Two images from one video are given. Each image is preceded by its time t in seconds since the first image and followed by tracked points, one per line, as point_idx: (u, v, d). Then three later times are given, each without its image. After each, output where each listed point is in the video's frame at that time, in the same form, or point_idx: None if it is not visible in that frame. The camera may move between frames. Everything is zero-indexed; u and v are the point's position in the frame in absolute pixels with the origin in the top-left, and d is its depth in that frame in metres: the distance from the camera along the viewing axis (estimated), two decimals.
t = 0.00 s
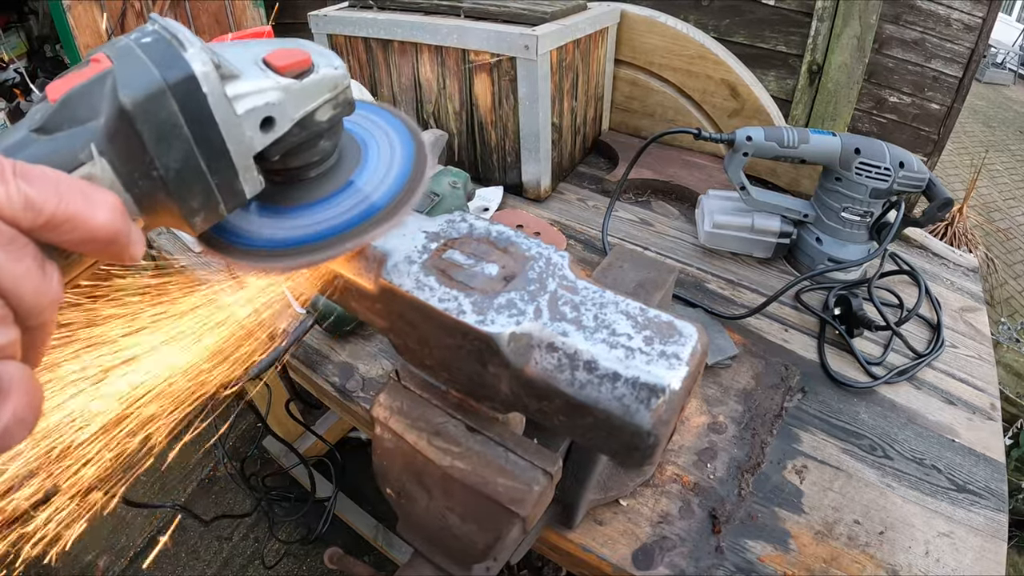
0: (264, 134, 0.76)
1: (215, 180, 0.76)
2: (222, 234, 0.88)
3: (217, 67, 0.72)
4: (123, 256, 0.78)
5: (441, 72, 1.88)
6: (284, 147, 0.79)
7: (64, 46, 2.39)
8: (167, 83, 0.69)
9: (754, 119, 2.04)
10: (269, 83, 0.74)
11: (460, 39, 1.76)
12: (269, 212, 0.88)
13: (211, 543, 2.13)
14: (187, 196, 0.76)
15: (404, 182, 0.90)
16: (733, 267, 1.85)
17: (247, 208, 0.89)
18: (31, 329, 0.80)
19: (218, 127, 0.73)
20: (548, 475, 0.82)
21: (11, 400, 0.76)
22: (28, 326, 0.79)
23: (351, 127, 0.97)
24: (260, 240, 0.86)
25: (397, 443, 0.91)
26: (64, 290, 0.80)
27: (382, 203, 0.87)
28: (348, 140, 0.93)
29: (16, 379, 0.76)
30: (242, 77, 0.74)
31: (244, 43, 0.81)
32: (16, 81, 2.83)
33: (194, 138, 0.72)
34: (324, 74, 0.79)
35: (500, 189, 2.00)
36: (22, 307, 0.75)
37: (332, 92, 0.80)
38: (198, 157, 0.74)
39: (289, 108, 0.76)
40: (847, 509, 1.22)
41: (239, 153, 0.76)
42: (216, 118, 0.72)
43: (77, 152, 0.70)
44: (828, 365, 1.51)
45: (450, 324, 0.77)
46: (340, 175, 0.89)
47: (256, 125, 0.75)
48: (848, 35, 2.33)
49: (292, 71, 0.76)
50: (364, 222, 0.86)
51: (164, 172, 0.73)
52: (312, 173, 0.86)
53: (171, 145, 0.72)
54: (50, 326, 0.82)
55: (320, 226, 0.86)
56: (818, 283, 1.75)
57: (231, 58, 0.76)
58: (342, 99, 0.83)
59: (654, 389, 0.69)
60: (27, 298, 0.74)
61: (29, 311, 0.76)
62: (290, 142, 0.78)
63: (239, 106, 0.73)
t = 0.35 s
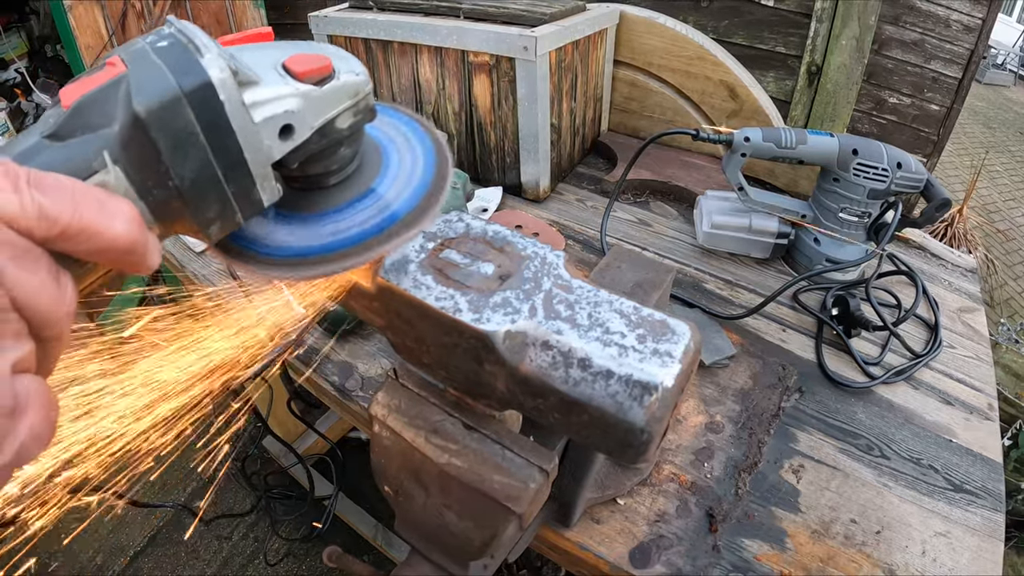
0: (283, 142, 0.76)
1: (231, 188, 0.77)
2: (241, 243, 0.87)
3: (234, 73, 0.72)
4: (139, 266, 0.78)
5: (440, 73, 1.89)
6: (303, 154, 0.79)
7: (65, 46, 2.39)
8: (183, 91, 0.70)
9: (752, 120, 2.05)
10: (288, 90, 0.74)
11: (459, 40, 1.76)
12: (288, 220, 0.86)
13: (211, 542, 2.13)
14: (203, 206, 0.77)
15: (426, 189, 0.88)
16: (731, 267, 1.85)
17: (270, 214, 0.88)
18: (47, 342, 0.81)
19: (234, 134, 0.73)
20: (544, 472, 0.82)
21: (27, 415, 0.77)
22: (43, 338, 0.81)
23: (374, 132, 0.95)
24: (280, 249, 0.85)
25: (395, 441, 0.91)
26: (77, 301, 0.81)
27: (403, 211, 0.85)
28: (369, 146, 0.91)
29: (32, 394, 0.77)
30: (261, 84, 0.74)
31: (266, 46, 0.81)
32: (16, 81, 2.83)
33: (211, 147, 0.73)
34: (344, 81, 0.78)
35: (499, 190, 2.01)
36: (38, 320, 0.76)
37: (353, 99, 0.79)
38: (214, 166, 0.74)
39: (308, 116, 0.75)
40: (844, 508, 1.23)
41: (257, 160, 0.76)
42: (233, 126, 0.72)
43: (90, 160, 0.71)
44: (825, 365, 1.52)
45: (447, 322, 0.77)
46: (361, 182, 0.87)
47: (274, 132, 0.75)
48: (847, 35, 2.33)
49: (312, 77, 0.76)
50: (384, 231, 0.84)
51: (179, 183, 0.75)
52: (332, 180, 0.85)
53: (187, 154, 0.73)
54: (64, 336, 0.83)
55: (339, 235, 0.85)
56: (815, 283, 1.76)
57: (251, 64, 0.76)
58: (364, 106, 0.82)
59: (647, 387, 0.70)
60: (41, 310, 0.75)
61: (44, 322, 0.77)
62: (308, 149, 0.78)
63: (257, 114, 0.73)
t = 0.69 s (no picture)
0: (292, 143, 0.78)
1: (242, 189, 0.78)
2: (251, 239, 0.88)
3: (246, 74, 0.73)
4: (150, 265, 0.80)
5: (443, 75, 1.91)
6: (313, 153, 0.80)
7: (67, 45, 2.40)
8: (195, 92, 0.70)
9: (753, 122, 2.06)
10: (299, 92, 0.76)
11: (461, 42, 1.78)
12: (297, 217, 0.88)
13: (212, 542, 2.14)
14: (213, 205, 0.78)
15: (433, 186, 0.90)
16: (731, 268, 1.86)
17: (277, 212, 0.89)
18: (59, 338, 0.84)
19: (245, 135, 0.74)
20: (548, 469, 0.84)
21: (43, 411, 0.81)
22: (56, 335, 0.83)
23: (380, 130, 0.96)
24: (290, 246, 0.87)
25: (399, 438, 0.93)
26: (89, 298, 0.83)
27: (411, 208, 0.87)
28: (376, 144, 0.93)
29: (47, 390, 0.81)
30: (271, 85, 0.75)
31: (272, 46, 0.83)
32: (18, 81, 2.84)
33: (222, 148, 0.74)
34: (353, 82, 0.80)
35: (501, 191, 2.02)
36: (53, 320, 0.79)
37: (361, 99, 0.82)
38: (225, 167, 0.75)
39: (317, 117, 0.77)
40: (844, 507, 1.24)
41: (268, 161, 0.77)
42: (245, 127, 0.73)
43: (104, 160, 0.71)
44: (825, 365, 1.53)
45: (454, 320, 0.79)
46: (369, 180, 0.89)
47: (284, 134, 0.77)
48: (847, 38, 2.32)
49: (322, 78, 0.78)
50: (392, 227, 0.86)
51: (190, 182, 0.75)
52: (340, 178, 0.87)
53: (198, 154, 0.73)
54: (77, 334, 0.85)
55: (349, 232, 0.86)
56: (815, 284, 1.77)
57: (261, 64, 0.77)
58: (371, 106, 0.84)
59: (650, 383, 0.71)
60: (56, 308, 0.78)
61: (58, 321, 0.80)
62: (317, 149, 0.80)
63: (268, 115, 0.75)
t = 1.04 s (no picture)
0: (294, 147, 0.78)
1: (240, 193, 0.78)
2: (254, 241, 0.89)
3: (247, 78, 0.73)
4: (148, 270, 0.80)
5: (445, 74, 1.91)
6: (315, 157, 0.81)
7: (69, 45, 2.42)
8: (195, 96, 0.71)
9: (754, 121, 2.06)
10: (301, 95, 0.76)
11: (464, 42, 1.78)
12: (300, 220, 0.89)
13: (213, 542, 2.16)
14: (212, 209, 0.78)
15: (436, 191, 0.91)
16: (732, 267, 1.87)
17: (279, 214, 0.89)
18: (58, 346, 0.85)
19: (245, 139, 0.74)
20: (552, 464, 0.84)
21: (41, 418, 0.81)
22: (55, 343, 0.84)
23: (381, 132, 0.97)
24: (293, 249, 0.88)
25: (404, 434, 0.93)
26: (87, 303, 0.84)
27: (414, 214, 0.89)
28: (378, 146, 0.94)
29: (45, 396, 0.81)
30: (273, 88, 0.76)
31: (277, 47, 0.83)
32: (19, 81, 2.84)
33: (221, 152, 0.74)
34: (357, 86, 0.81)
35: (503, 190, 2.02)
36: (51, 324, 0.80)
37: (365, 103, 0.83)
38: (224, 170, 0.75)
39: (319, 121, 0.78)
40: (845, 505, 1.24)
41: (268, 166, 0.77)
42: (245, 132, 0.74)
43: (100, 164, 0.73)
44: (826, 364, 1.54)
45: (459, 316, 0.79)
46: (371, 184, 0.90)
47: (285, 138, 0.77)
48: (848, 38, 2.35)
49: (325, 82, 0.78)
50: (397, 233, 0.88)
51: (190, 187, 0.76)
52: (343, 182, 0.88)
53: (197, 159, 0.74)
54: (73, 339, 0.86)
55: (352, 236, 0.88)
56: (816, 283, 1.78)
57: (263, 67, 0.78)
58: (375, 110, 0.85)
59: (655, 378, 0.72)
60: (53, 313, 0.79)
61: (55, 326, 0.80)
62: (319, 153, 0.81)
63: (270, 118, 0.75)
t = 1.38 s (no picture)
0: (273, 152, 0.77)
1: (223, 200, 0.78)
2: (235, 245, 0.88)
3: (225, 87, 0.72)
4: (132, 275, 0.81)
5: (445, 74, 1.91)
6: (294, 161, 0.80)
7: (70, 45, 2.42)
8: (174, 105, 0.70)
9: (755, 121, 2.06)
10: (279, 101, 0.75)
11: (464, 42, 1.79)
12: (281, 223, 0.88)
13: (215, 542, 2.16)
14: (194, 216, 0.78)
15: (417, 192, 0.90)
16: (733, 268, 1.87)
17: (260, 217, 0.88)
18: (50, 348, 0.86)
19: (226, 148, 0.74)
20: (552, 466, 0.84)
21: (30, 421, 0.83)
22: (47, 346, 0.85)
23: (366, 133, 0.95)
24: (272, 252, 0.87)
25: (405, 435, 0.93)
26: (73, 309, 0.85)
27: (395, 215, 0.87)
28: (361, 148, 0.92)
29: (32, 401, 0.83)
30: (251, 95, 0.74)
31: (258, 53, 0.82)
32: (20, 81, 2.84)
33: (202, 160, 0.73)
34: (335, 91, 0.79)
35: (503, 191, 2.02)
36: (37, 330, 0.81)
37: (343, 108, 0.81)
38: (205, 178, 0.75)
39: (298, 126, 0.76)
40: (846, 505, 1.24)
41: (248, 172, 0.77)
42: (224, 139, 0.73)
43: (84, 173, 0.73)
44: (827, 364, 1.54)
45: (461, 318, 0.79)
46: (352, 186, 0.89)
47: (264, 144, 0.76)
48: (849, 37, 2.34)
49: (303, 87, 0.76)
50: (377, 234, 0.86)
51: (171, 195, 0.75)
52: (324, 184, 0.86)
53: (178, 167, 0.73)
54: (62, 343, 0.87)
55: (333, 238, 0.86)
56: (817, 283, 1.78)
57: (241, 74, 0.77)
58: (354, 113, 0.83)
59: (656, 379, 0.72)
60: (39, 319, 0.80)
61: (41, 332, 0.82)
62: (299, 157, 0.79)
63: (248, 125, 0.74)
